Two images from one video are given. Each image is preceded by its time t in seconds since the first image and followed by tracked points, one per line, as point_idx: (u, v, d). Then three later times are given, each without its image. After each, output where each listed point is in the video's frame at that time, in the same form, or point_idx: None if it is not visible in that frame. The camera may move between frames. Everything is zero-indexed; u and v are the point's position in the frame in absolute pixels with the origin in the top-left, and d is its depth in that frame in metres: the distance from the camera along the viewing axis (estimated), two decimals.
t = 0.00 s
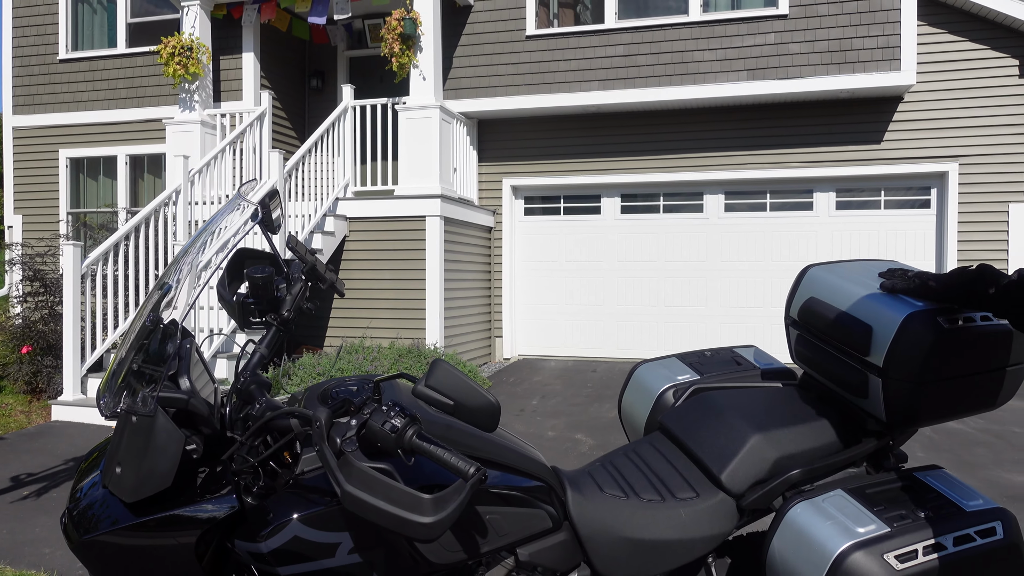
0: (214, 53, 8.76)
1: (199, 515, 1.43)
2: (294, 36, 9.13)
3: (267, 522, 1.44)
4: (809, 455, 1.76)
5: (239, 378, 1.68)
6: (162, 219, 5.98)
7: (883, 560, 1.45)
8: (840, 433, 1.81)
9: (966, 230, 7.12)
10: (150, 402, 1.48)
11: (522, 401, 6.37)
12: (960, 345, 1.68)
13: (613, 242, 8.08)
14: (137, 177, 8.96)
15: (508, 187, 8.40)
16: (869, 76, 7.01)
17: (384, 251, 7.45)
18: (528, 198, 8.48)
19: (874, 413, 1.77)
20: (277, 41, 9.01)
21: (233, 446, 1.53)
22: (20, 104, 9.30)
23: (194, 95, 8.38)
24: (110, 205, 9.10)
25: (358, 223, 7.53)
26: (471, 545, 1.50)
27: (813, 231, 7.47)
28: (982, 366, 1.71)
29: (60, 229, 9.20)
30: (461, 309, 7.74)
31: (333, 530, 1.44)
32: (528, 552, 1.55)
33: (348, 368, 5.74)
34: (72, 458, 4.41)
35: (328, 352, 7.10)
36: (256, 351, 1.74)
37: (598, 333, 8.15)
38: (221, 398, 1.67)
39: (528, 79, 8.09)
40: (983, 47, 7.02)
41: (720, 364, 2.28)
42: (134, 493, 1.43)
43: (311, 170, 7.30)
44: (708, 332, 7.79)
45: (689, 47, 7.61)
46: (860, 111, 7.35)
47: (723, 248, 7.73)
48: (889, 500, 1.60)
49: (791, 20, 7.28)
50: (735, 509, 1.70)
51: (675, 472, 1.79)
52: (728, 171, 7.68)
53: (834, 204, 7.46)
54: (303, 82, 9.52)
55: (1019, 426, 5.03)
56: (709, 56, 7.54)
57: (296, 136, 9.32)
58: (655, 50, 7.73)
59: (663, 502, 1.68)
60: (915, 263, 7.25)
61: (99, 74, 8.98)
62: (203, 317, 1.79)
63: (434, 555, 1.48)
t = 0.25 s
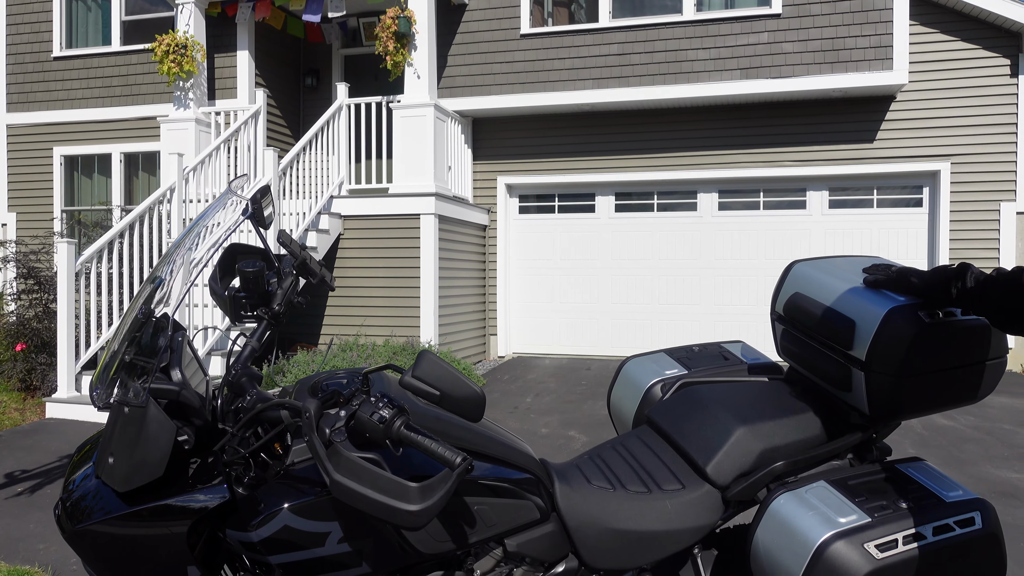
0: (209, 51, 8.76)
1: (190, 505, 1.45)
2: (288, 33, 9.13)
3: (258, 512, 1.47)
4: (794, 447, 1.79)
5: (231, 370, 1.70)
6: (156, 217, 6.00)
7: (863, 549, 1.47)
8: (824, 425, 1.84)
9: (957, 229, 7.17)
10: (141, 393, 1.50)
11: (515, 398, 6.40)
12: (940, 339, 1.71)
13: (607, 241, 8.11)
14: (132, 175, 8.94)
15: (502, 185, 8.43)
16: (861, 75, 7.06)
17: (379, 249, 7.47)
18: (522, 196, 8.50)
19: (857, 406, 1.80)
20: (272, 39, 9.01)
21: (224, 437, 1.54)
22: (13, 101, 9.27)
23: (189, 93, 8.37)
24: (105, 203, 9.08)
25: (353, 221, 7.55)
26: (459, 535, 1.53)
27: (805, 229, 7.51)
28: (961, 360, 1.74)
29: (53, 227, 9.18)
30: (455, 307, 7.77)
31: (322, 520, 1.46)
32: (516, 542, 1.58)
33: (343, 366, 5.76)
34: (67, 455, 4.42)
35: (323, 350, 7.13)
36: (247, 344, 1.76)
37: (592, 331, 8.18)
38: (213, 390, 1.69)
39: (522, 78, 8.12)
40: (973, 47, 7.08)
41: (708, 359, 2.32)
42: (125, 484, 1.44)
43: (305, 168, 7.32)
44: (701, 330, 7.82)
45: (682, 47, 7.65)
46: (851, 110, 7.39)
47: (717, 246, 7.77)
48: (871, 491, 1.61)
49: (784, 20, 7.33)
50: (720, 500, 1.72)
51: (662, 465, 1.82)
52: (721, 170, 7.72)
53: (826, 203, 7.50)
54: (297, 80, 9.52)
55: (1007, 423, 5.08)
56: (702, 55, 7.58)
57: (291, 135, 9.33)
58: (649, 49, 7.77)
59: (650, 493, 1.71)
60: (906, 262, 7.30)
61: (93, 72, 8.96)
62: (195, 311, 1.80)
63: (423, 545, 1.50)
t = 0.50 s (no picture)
0: (207, 53, 8.78)
1: (192, 506, 1.46)
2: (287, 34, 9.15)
3: (259, 513, 1.49)
4: (789, 449, 1.81)
5: (233, 373, 1.72)
6: (155, 218, 6.01)
7: (856, 550, 1.49)
8: (818, 427, 1.87)
9: (953, 231, 7.21)
10: (145, 396, 1.52)
11: (513, 399, 6.42)
12: (930, 342, 1.74)
13: (604, 242, 8.13)
14: (131, 176, 8.95)
15: (500, 187, 8.45)
16: (857, 78, 7.09)
17: (377, 251, 7.49)
18: (520, 198, 8.53)
19: (850, 409, 1.82)
20: (271, 41, 9.03)
21: (226, 439, 1.57)
22: (12, 103, 9.27)
23: (188, 94, 8.38)
24: (103, 205, 9.10)
25: (351, 222, 7.56)
26: (458, 536, 1.55)
27: (802, 231, 7.54)
28: (952, 363, 1.77)
29: (52, 229, 9.19)
30: (453, 309, 7.79)
31: (323, 520, 1.48)
32: (513, 542, 1.60)
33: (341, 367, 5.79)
34: (66, 456, 4.44)
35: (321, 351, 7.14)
36: (249, 347, 1.79)
37: (589, 332, 8.20)
38: (216, 393, 1.71)
39: (520, 79, 8.15)
40: (968, 49, 7.13)
41: (704, 361, 2.34)
42: (130, 485, 1.47)
43: (304, 169, 7.33)
44: (698, 331, 7.85)
45: (680, 49, 7.68)
46: (848, 113, 7.43)
47: (714, 247, 7.80)
48: (863, 492, 1.63)
49: (781, 22, 7.37)
50: (715, 501, 1.75)
51: (658, 466, 1.84)
52: (718, 172, 7.75)
53: (823, 205, 7.54)
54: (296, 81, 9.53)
55: (1002, 424, 5.11)
56: (699, 58, 7.62)
57: (289, 136, 9.34)
58: (646, 52, 7.80)
59: (646, 495, 1.73)
60: (902, 263, 7.34)
61: (91, 74, 8.97)
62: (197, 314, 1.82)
63: (422, 545, 1.52)
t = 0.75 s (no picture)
0: (207, 52, 8.78)
1: (197, 508, 1.49)
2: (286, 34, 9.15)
3: (265, 514, 1.51)
4: (788, 450, 1.83)
5: (239, 376, 1.74)
6: (155, 217, 6.00)
7: (855, 550, 1.51)
8: (817, 429, 1.88)
9: (950, 231, 7.24)
10: (154, 399, 1.54)
11: (512, 399, 6.43)
12: (929, 345, 1.76)
13: (603, 242, 8.15)
14: (130, 176, 8.94)
15: (499, 186, 8.46)
16: (856, 78, 7.11)
17: (376, 250, 7.49)
18: (518, 198, 8.54)
19: (849, 410, 1.84)
20: (270, 40, 9.04)
21: (232, 441, 1.58)
22: (10, 102, 9.26)
23: (187, 94, 8.37)
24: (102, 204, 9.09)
25: (350, 222, 7.57)
26: (461, 536, 1.56)
27: (800, 231, 7.57)
28: (949, 365, 1.79)
29: (51, 228, 9.17)
30: (452, 309, 7.80)
31: (329, 521, 1.50)
32: (516, 543, 1.62)
33: (341, 367, 5.80)
34: (67, 455, 4.44)
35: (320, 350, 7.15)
36: (255, 349, 1.81)
37: (588, 332, 8.22)
38: (222, 395, 1.74)
39: (520, 79, 8.16)
40: (966, 50, 7.15)
41: (704, 363, 2.35)
42: (138, 486, 1.49)
43: (304, 169, 7.34)
44: (697, 331, 7.87)
45: (678, 49, 7.70)
46: (846, 113, 7.46)
47: (712, 247, 7.82)
48: (862, 493, 1.65)
49: (779, 23, 7.39)
50: (715, 502, 1.76)
51: (659, 467, 1.86)
52: (717, 172, 7.77)
53: (821, 205, 7.56)
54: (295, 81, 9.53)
55: (999, 424, 5.14)
56: (698, 58, 7.64)
57: (288, 135, 9.34)
58: (645, 52, 7.82)
59: (647, 496, 1.75)
60: (900, 264, 7.37)
61: (90, 73, 8.96)
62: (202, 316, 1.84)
63: (426, 546, 1.54)
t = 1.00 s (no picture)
0: (205, 51, 8.76)
1: (200, 506, 1.49)
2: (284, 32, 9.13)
3: (267, 512, 1.50)
4: (789, 449, 1.83)
5: (241, 374, 1.74)
6: (153, 217, 5.98)
7: (856, 548, 1.51)
8: (818, 427, 1.88)
9: (948, 231, 7.25)
10: (156, 397, 1.55)
11: (510, 398, 6.43)
12: (930, 344, 1.77)
13: (602, 241, 8.15)
14: (128, 175, 8.92)
15: (497, 186, 8.46)
16: (854, 78, 7.12)
17: (374, 250, 7.49)
18: (517, 197, 8.55)
19: (850, 409, 1.84)
20: (268, 39, 9.03)
21: (234, 439, 1.58)
22: (8, 100, 9.23)
23: (185, 93, 8.34)
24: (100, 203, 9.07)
25: (348, 221, 7.57)
26: (463, 535, 1.56)
27: (799, 231, 7.58)
28: (950, 364, 1.79)
29: (48, 227, 9.15)
30: (451, 308, 7.81)
31: (331, 520, 1.50)
32: (517, 541, 1.62)
33: (339, 366, 5.79)
34: (65, 455, 4.43)
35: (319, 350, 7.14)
36: (256, 348, 1.81)
37: (586, 331, 8.23)
38: (223, 394, 1.74)
39: (518, 79, 8.16)
40: (963, 50, 7.17)
41: (704, 362, 2.36)
42: (141, 485, 1.50)
43: (302, 168, 7.33)
44: (695, 331, 7.88)
45: (677, 49, 7.71)
46: (844, 113, 7.47)
47: (710, 247, 7.83)
48: (863, 492, 1.66)
49: (778, 23, 7.40)
50: (717, 501, 1.76)
51: (661, 465, 1.86)
52: (715, 171, 7.78)
53: (819, 204, 7.57)
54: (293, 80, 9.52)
55: (997, 424, 5.15)
56: (696, 58, 7.64)
57: (286, 135, 9.33)
58: (643, 52, 7.82)
59: (648, 494, 1.75)
60: (897, 263, 7.38)
61: (88, 71, 8.93)
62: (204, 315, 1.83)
63: (429, 545, 1.53)
